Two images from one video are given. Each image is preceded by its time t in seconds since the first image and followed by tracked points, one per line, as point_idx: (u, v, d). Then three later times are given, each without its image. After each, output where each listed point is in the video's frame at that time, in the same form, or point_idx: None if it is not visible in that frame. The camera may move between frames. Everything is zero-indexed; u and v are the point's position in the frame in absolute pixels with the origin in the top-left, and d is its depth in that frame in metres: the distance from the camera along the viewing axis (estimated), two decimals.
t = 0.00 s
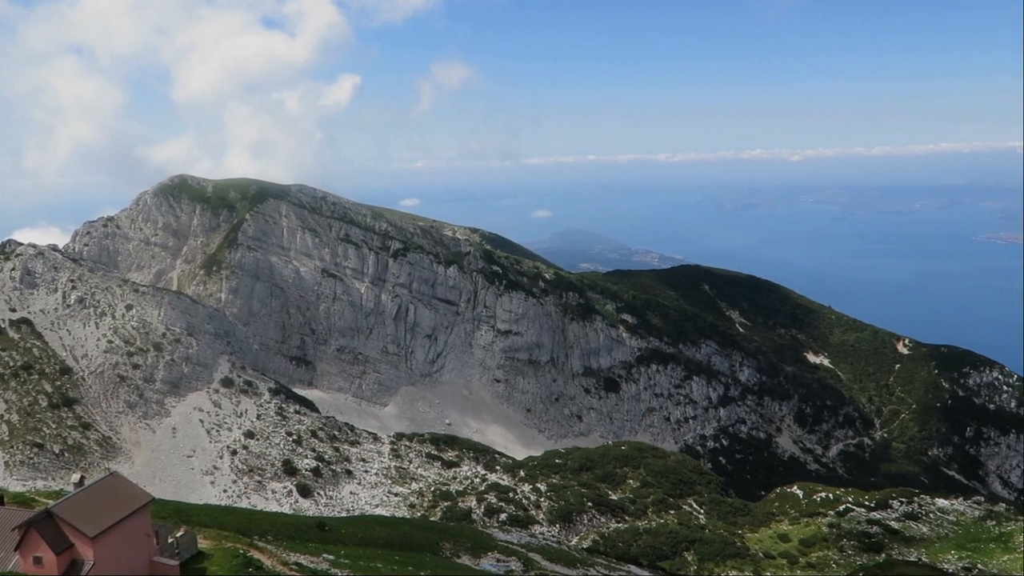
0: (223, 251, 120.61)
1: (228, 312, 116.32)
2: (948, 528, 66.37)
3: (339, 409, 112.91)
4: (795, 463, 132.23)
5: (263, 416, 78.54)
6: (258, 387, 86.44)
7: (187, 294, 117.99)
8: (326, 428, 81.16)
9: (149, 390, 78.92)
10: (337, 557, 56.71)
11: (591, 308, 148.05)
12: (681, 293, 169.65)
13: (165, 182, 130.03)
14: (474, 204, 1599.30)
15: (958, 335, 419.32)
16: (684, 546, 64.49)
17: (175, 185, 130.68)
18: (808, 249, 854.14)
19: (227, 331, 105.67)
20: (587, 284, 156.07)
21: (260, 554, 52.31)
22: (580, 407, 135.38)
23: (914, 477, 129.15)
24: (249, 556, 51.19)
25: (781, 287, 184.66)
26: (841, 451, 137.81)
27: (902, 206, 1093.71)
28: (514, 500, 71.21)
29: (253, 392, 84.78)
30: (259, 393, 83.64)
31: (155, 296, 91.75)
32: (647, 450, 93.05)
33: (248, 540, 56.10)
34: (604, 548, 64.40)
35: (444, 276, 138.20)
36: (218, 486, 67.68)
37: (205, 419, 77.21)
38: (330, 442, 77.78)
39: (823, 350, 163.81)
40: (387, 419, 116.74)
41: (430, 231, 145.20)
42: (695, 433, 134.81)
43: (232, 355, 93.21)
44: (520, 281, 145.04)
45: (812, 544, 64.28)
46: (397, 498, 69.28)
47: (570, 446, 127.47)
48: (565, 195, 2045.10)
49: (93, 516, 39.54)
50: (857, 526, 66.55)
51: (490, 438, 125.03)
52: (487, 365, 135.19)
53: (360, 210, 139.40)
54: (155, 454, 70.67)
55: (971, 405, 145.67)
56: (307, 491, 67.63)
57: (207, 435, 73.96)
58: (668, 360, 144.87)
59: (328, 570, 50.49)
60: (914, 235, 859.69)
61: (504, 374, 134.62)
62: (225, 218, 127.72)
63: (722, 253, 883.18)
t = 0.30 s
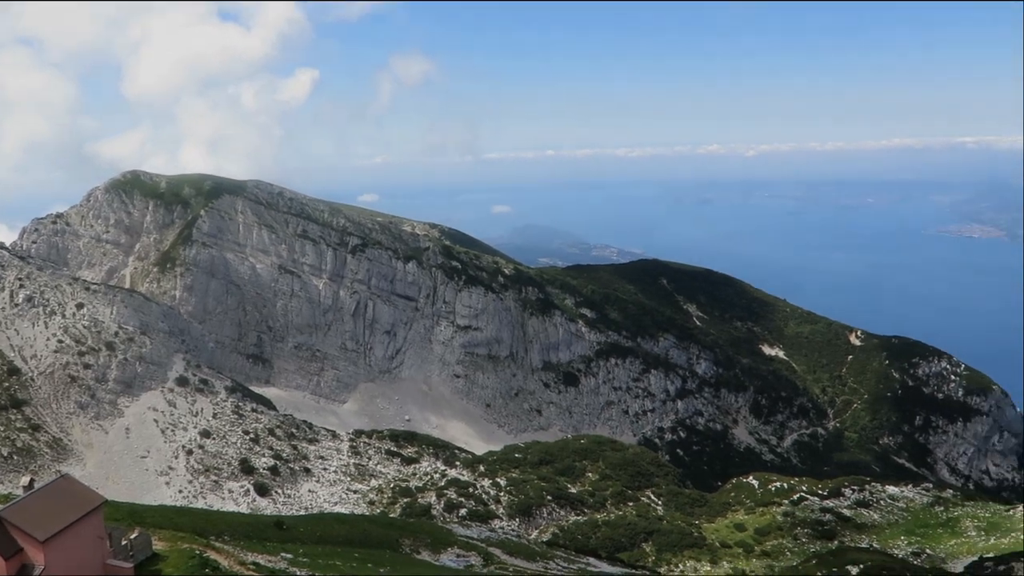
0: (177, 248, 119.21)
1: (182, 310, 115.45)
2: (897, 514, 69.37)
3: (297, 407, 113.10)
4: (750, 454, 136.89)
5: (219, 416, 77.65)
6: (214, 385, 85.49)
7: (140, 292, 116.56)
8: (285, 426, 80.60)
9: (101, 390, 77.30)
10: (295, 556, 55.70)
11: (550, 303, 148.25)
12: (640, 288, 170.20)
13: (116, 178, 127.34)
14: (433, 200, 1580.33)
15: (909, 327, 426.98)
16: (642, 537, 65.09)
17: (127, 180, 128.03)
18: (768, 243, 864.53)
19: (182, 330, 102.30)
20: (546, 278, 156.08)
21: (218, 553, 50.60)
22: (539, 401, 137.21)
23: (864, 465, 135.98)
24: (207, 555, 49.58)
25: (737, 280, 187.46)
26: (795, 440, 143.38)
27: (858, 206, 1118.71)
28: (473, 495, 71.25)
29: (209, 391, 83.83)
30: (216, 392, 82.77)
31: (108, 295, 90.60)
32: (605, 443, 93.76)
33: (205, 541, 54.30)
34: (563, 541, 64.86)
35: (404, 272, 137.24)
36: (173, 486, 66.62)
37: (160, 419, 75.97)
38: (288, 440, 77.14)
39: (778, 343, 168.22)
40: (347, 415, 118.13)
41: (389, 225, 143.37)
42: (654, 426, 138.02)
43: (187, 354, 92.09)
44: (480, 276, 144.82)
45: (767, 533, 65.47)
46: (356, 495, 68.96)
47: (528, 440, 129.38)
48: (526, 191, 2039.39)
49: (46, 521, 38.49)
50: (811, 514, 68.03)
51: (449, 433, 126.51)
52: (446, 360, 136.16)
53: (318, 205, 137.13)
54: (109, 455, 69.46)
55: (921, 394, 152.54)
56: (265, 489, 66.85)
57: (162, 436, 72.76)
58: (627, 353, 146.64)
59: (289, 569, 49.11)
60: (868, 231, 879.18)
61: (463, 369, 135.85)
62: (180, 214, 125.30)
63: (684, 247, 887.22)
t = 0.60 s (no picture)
0: (131, 243, 116.71)
1: (137, 306, 113.15)
2: (852, 500, 71.29)
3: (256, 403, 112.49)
4: (711, 443, 140.03)
5: (176, 413, 76.61)
6: (171, 382, 84.22)
7: (92, 288, 113.99)
8: (244, 422, 79.89)
9: (54, 389, 75.68)
10: (255, 553, 54.68)
11: (510, 295, 148.54)
12: (600, 280, 170.51)
13: (66, 171, 124.41)
14: (394, 195, 1557.98)
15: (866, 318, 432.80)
16: (605, 527, 65.45)
17: (78, 173, 125.00)
18: (733, 236, 870.74)
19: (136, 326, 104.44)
20: (506, 271, 155.74)
21: (176, 551, 49.30)
22: (501, 394, 138.30)
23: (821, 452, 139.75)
24: (165, 553, 48.19)
25: (696, 271, 189.23)
26: (753, 429, 147.12)
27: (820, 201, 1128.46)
28: (436, 488, 71.10)
29: (166, 387, 82.58)
30: (173, 388, 81.56)
31: (59, 291, 88.79)
32: (567, 434, 94.47)
33: (163, 539, 52.87)
34: (527, 533, 64.94)
35: (364, 265, 136.03)
36: (130, 485, 65.57)
37: (115, 417, 74.61)
38: (248, 436, 76.50)
39: (735, 333, 170.89)
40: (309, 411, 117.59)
41: (348, 218, 141.58)
42: (615, 416, 140.21)
43: (142, 350, 90.90)
44: (440, 269, 144.16)
45: (727, 520, 66.38)
46: (318, 491, 68.44)
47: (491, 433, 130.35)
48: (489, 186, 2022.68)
49: None
50: (770, 501, 69.18)
51: (412, 427, 127.06)
52: (407, 354, 136.02)
53: (276, 198, 134.81)
54: (63, 454, 68.18)
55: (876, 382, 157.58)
56: (224, 487, 66.04)
57: (118, 434, 71.59)
58: (588, 345, 148.03)
59: (253, 567, 47.72)
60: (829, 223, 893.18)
61: (425, 363, 136.01)
62: (133, 209, 122.16)
63: (651, 241, 887.92)
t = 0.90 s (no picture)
0: (85, 239, 115.49)
1: (92, 303, 112.67)
2: (813, 488, 72.50)
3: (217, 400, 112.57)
4: (674, 434, 142.53)
5: (135, 412, 75.45)
6: (128, 380, 82.90)
7: (47, 284, 113.86)
8: (205, 420, 78.82)
9: (6, 389, 74.32)
10: (217, 552, 53.80)
11: (474, 289, 148.11)
12: (563, 272, 171.18)
13: (18, 166, 122.63)
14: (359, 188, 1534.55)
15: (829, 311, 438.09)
16: (570, 520, 65.60)
17: (31, 168, 123.13)
18: (701, 229, 874.77)
19: (93, 324, 106.65)
20: (470, 264, 155.00)
21: (135, 551, 48.02)
22: (466, 388, 138.75)
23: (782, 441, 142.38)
24: (125, 554, 47.52)
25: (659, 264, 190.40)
26: (716, 420, 149.05)
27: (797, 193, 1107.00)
28: (401, 484, 70.87)
29: (124, 385, 81.42)
30: (131, 386, 80.36)
31: (12, 289, 87.07)
32: (531, 427, 94.59)
33: (122, 540, 51.65)
34: (492, 526, 64.89)
35: (325, 260, 134.54)
36: (88, 485, 64.38)
37: (71, 417, 73.22)
38: (209, 434, 75.58)
39: (697, 326, 172.99)
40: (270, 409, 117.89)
41: (310, 212, 140.06)
42: (579, 409, 141.44)
43: (99, 348, 89.57)
44: (403, 263, 143.18)
45: (691, 510, 66.93)
46: (281, 489, 67.82)
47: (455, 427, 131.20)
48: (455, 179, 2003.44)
49: None
50: (732, 490, 70.01)
51: (376, 423, 127.48)
52: (370, 349, 135.89)
53: (235, 193, 132.81)
54: (18, 455, 66.64)
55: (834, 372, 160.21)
56: (185, 486, 65.29)
57: (75, 434, 70.15)
58: (552, 338, 149.02)
59: (213, 566, 47.06)
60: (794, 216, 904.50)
61: (388, 358, 135.98)
62: (88, 204, 120.89)
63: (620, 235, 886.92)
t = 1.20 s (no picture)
0: (43, 239, 114.44)
1: (51, 304, 111.25)
2: (778, 480, 73.39)
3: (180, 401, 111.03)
4: (641, 428, 144.83)
5: (96, 414, 74.60)
6: (90, 382, 82.07)
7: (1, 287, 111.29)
8: (168, 422, 78.04)
9: None
10: (183, 554, 52.98)
11: (439, 286, 148.75)
12: (530, 269, 173.81)
13: None
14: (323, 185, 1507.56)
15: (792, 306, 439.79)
16: (539, 515, 65.73)
17: None
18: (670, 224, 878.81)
19: (49, 326, 105.41)
20: (434, 262, 156.05)
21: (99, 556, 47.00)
22: (433, 385, 138.37)
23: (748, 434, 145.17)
24: (89, 559, 46.80)
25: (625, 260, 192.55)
26: (682, 414, 150.39)
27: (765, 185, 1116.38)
28: (369, 482, 70.57)
29: (85, 388, 80.52)
30: (92, 389, 79.44)
31: None
32: (499, 424, 94.89)
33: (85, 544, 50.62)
34: (461, 523, 64.84)
35: (289, 259, 135.04)
36: (50, 490, 63.34)
37: (31, 420, 72.19)
38: (173, 436, 74.84)
39: (662, 320, 175.63)
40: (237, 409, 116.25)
41: (272, 212, 140.95)
42: (546, 405, 142.73)
43: (60, 349, 88.70)
44: (368, 261, 143.72)
45: (658, 504, 67.34)
46: (247, 489, 67.34)
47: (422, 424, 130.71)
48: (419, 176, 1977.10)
49: None
50: (699, 483, 70.57)
51: (342, 422, 126.35)
52: (336, 348, 135.05)
53: (196, 192, 133.35)
54: None
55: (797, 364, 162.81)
56: (149, 488, 64.60)
57: (35, 438, 69.05)
58: (518, 335, 150.47)
59: (180, 568, 46.49)
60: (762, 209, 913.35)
61: (354, 356, 135.18)
62: (46, 204, 119.23)
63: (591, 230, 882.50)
